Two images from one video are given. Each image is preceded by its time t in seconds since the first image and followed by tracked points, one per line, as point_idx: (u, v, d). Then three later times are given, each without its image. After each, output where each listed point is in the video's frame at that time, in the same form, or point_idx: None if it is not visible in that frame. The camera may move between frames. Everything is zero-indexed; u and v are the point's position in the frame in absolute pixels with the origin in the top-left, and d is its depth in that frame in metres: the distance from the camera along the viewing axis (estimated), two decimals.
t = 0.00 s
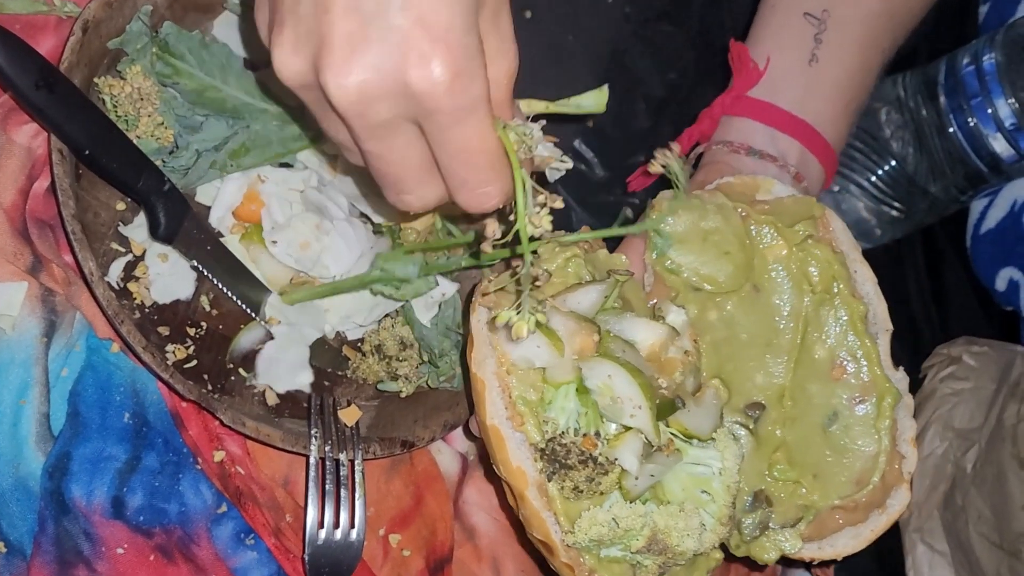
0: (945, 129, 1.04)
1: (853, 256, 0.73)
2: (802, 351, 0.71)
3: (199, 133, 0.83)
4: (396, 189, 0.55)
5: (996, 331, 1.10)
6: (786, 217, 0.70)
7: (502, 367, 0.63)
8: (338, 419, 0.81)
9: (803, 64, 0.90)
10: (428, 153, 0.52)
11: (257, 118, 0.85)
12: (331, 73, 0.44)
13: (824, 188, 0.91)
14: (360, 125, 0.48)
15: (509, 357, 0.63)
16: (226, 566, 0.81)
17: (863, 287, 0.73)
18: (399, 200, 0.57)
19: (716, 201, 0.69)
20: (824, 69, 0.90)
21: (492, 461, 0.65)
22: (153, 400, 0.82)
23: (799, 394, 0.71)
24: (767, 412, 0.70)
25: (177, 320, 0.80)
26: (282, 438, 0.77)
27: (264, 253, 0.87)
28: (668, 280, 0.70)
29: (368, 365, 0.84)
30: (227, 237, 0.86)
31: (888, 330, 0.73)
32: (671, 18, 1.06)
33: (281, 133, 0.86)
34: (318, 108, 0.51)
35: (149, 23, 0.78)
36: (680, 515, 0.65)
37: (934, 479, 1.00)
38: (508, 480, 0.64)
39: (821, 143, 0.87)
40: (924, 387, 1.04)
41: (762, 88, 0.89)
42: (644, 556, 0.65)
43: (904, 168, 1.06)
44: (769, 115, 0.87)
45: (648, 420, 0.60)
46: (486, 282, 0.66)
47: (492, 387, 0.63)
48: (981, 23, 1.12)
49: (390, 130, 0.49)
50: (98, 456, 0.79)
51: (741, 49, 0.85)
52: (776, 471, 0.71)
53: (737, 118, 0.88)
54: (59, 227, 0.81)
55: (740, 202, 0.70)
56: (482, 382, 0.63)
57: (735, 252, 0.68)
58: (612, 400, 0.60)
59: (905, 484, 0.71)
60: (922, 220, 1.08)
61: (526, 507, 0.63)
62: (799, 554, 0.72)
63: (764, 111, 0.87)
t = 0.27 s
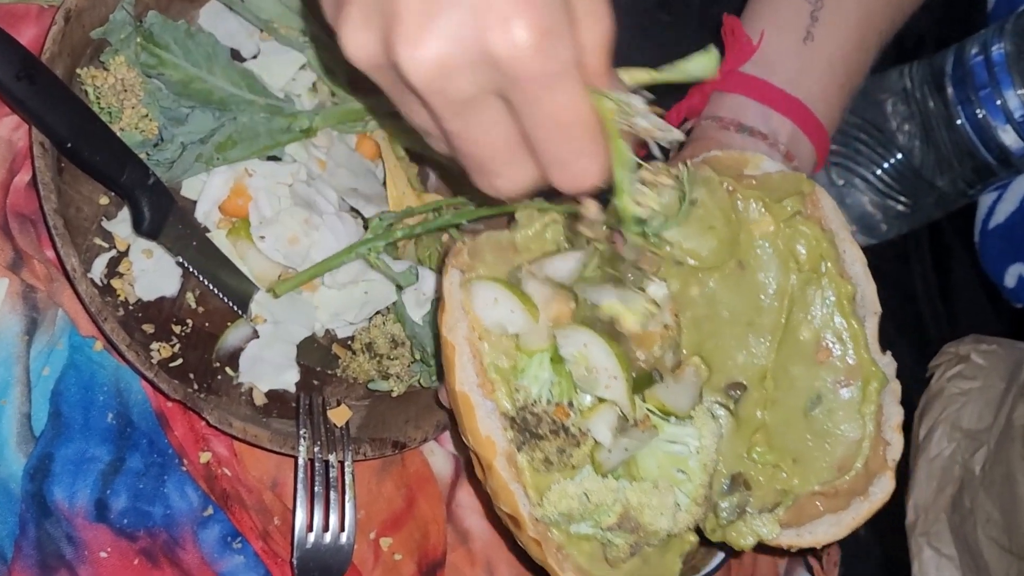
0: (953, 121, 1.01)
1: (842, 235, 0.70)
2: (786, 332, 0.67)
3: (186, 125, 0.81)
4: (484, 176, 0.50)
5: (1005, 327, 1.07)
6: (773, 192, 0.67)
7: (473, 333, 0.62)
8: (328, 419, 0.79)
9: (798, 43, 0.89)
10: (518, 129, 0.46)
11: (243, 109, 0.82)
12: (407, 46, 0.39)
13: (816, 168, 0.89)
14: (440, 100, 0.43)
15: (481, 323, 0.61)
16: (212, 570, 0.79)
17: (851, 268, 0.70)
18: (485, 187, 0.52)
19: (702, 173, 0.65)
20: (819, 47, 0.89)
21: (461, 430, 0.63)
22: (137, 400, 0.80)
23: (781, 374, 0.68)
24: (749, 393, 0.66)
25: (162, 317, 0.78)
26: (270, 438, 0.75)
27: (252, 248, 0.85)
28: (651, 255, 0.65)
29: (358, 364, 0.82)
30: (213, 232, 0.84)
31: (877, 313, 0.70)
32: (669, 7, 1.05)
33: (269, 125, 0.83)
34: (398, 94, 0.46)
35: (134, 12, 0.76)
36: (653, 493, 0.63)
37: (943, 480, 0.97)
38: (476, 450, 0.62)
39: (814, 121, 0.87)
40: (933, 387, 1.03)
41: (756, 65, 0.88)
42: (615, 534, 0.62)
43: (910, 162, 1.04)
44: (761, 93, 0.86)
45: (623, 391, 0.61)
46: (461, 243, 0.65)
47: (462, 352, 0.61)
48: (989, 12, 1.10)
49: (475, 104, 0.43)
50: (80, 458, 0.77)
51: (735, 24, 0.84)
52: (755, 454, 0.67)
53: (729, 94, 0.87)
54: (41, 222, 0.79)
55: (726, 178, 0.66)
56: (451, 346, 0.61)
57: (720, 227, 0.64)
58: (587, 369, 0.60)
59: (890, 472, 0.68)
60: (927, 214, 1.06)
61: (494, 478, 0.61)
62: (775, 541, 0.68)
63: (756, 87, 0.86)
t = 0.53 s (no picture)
0: (955, 117, 1.00)
1: (798, 198, 0.75)
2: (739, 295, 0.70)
3: (180, 122, 0.80)
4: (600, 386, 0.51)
5: (1007, 326, 1.07)
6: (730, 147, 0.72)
7: (404, 261, 0.67)
8: (325, 419, 0.78)
9: (774, 10, 1.04)
10: (651, 348, 0.48)
11: (238, 105, 0.82)
12: (590, 264, 0.41)
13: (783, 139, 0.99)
14: (601, 311, 0.44)
15: (414, 252, 0.67)
16: (207, 572, 0.78)
17: (806, 230, 0.75)
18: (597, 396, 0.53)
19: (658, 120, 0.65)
20: (794, 18, 1.04)
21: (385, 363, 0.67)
22: (131, 399, 0.79)
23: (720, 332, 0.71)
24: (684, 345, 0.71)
25: (155, 315, 0.77)
26: (265, 438, 0.74)
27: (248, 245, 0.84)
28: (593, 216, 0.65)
29: (355, 362, 0.81)
30: (208, 230, 0.83)
31: (828, 278, 0.74)
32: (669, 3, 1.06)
33: (263, 121, 0.83)
34: (530, 295, 0.46)
35: (128, 7, 0.75)
36: (579, 441, 0.68)
37: (945, 479, 0.97)
38: (399, 382, 0.66)
39: (781, 90, 0.97)
40: (933, 385, 1.01)
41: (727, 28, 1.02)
42: (536, 481, 0.67)
43: (913, 159, 1.03)
44: (733, 57, 0.98)
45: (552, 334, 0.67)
46: (398, 170, 0.71)
47: (392, 282, 0.66)
48: (993, 7, 1.09)
49: (639, 320, 0.45)
50: (73, 458, 0.76)
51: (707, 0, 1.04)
52: (692, 413, 0.71)
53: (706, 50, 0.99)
54: (33, 219, 0.78)
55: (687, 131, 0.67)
56: (381, 271, 0.66)
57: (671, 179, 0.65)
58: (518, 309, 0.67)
59: (828, 441, 0.74)
60: (930, 211, 1.05)
61: (414, 411, 0.65)
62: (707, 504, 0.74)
63: (726, 51, 0.99)
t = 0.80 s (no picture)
0: (955, 116, 1.01)
1: (788, 197, 0.75)
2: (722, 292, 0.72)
3: (182, 124, 0.79)
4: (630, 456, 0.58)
5: (1006, 326, 1.08)
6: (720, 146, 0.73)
7: (391, 252, 0.67)
8: (324, 419, 0.78)
9: (769, 10, 1.01)
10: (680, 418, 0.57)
11: (239, 105, 0.82)
12: (659, 318, 0.51)
13: (774, 138, 0.98)
14: (656, 365, 0.53)
15: (400, 242, 0.67)
16: (208, 572, 0.78)
17: (795, 230, 0.75)
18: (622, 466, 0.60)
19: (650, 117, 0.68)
20: (791, 17, 1.01)
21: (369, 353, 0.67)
22: (132, 399, 0.79)
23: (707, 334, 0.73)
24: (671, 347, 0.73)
25: (157, 316, 0.77)
26: (266, 439, 0.74)
27: (248, 245, 0.84)
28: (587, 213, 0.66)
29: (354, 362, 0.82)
30: (209, 230, 0.83)
31: (816, 279, 0.75)
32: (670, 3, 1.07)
33: (264, 122, 0.83)
34: (584, 358, 0.53)
35: (129, 8, 0.75)
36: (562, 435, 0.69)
37: (944, 479, 0.98)
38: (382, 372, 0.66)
39: (774, 90, 0.96)
40: (932, 384, 1.02)
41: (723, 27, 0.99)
42: (518, 474, 0.69)
43: (913, 158, 1.03)
44: (727, 55, 0.97)
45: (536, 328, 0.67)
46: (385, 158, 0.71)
47: (377, 273, 0.67)
48: (992, 7, 1.10)
49: (683, 383, 0.54)
50: (74, 458, 0.76)
51: None
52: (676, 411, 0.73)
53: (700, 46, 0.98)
54: (35, 220, 0.78)
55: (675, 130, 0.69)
56: (367, 262, 0.67)
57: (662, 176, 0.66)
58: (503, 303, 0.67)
59: (811, 442, 0.74)
60: (930, 211, 1.05)
61: (397, 402, 0.66)
62: (688, 500, 0.74)
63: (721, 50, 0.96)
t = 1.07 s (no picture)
0: (952, 118, 1.01)
1: (787, 195, 0.75)
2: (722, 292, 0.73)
3: (180, 124, 0.80)
4: (608, 466, 0.51)
5: (1004, 327, 1.08)
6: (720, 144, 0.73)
7: (392, 248, 0.68)
8: (324, 420, 0.78)
9: (764, 12, 1.04)
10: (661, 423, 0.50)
11: (238, 107, 0.82)
12: (636, 290, 0.47)
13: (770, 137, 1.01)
14: (633, 347, 0.48)
15: (401, 238, 0.68)
16: (207, 573, 0.78)
17: (795, 229, 0.75)
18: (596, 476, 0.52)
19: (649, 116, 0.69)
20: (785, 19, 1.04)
21: (370, 349, 0.67)
22: (131, 400, 0.79)
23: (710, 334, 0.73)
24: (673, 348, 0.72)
25: (156, 317, 0.77)
26: (265, 439, 0.74)
27: (247, 245, 0.84)
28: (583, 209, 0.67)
29: (354, 363, 0.82)
30: (208, 230, 0.83)
31: (816, 277, 0.75)
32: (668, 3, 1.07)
33: (263, 123, 0.83)
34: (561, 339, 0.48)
35: (128, 9, 0.76)
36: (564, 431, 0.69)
37: (943, 479, 0.98)
38: (384, 369, 0.67)
39: (771, 90, 0.99)
40: (931, 384, 1.01)
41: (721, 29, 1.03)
42: (520, 470, 0.69)
43: (910, 159, 1.04)
44: (724, 57, 0.99)
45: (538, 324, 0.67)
46: (388, 154, 0.71)
47: (379, 270, 0.67)
48: (990, 9, 1.11)
49: (665, 371, 0.49)
50: (74, 459, 0.76)
51: None
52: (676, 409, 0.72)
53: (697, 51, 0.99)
54: (34, 220, 0.78)
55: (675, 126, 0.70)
56: (369, 258, 0.67)
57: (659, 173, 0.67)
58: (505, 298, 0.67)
59: (813, 439, 0.74)
60: (928, 212, 1.05)
61: (399, 398, 0.66)
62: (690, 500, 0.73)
63: (720, 52, 0.99)
